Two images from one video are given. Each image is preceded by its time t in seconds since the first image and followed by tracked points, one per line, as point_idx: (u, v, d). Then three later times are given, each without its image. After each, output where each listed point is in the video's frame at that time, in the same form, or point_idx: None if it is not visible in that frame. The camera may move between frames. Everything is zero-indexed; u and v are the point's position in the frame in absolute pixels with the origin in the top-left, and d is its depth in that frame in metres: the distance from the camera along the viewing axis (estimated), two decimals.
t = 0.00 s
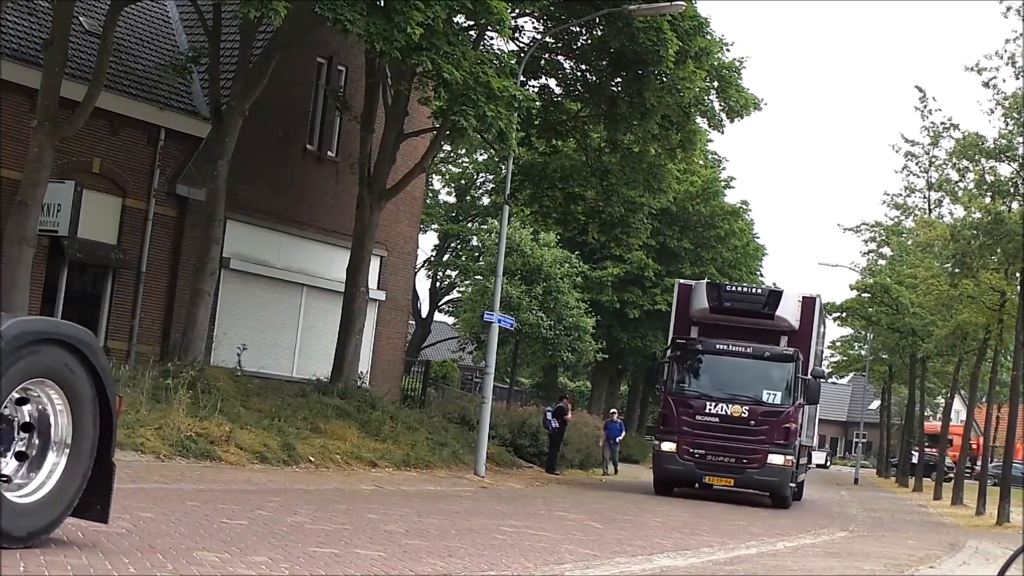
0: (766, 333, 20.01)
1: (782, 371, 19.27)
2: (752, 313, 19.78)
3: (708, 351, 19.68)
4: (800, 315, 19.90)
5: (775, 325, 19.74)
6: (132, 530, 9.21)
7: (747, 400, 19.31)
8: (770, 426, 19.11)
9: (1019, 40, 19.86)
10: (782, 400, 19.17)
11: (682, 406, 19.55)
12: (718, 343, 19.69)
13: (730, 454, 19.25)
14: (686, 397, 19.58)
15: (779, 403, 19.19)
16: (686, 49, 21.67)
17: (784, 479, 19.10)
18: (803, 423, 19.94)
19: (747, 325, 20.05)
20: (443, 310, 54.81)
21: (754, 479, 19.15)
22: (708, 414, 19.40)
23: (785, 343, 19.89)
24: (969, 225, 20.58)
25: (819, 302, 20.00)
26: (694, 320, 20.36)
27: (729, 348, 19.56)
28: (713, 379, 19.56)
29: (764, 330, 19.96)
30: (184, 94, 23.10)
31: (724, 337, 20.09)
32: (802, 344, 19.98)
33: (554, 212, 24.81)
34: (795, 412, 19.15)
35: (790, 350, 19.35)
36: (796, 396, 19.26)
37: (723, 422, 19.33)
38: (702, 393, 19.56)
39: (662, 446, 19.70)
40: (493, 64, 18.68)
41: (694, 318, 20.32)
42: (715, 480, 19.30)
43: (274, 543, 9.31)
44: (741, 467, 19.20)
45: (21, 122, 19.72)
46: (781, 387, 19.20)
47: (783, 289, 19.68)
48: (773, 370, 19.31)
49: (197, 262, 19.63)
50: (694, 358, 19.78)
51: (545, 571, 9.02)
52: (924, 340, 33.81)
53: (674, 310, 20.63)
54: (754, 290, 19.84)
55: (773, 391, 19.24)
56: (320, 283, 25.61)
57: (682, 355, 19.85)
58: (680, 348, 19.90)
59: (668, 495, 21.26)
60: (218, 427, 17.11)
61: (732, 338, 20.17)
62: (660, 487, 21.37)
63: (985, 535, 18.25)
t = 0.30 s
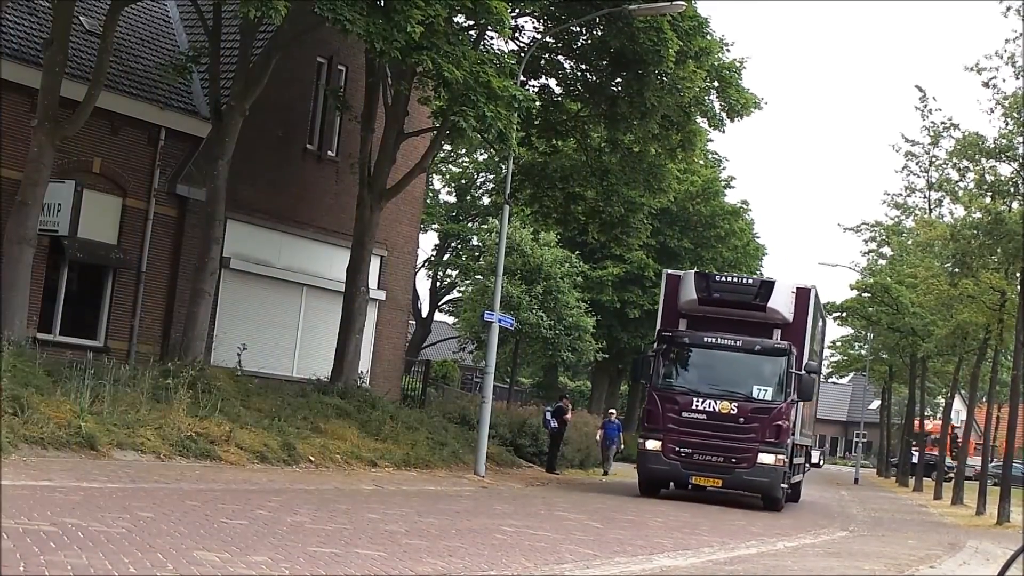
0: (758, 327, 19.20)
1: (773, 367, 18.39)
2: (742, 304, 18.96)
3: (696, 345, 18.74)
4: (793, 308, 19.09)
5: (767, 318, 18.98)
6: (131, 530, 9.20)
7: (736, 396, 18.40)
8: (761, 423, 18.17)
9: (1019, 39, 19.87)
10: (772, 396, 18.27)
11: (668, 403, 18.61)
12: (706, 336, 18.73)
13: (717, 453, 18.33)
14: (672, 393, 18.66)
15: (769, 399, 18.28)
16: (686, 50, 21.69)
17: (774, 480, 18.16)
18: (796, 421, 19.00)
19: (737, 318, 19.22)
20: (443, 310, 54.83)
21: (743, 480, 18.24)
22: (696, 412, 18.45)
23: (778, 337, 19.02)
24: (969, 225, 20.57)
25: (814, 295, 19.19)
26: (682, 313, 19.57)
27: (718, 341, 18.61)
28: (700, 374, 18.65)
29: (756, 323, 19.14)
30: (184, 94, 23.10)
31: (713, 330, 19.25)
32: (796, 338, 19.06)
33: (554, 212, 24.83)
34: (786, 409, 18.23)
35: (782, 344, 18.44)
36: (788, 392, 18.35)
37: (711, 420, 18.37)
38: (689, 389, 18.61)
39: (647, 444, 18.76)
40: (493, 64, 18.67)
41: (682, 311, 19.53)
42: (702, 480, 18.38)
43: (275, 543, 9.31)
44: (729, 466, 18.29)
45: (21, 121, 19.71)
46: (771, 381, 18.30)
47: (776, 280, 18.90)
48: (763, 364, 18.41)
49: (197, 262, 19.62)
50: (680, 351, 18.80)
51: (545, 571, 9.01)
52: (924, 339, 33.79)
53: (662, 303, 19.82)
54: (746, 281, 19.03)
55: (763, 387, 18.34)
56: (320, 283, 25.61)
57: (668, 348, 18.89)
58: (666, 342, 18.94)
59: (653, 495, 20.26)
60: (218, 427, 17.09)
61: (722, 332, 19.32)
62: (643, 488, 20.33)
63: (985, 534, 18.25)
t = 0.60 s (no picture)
0: (746, 319, 18.51)
1: (761, 361, 17.55)
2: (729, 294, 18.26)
3: (680, 338, 17.95)
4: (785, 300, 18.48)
5: (756, 309, 18.30)
6: (131, 530, 9.20)
7: (721, 392, 17.56)
8: (748, 421, 17.33)
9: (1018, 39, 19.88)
10: (761, 392, 17.42)
11: (650, 400, 17.79)
12: (690, 329, 17.92)
13: (702, 454, 17.51)
14: (655, 389, 17.83)
15: (757, 396, 17.42)
16: (686, 50, 21.74)
17: (761, 482, 17.33)
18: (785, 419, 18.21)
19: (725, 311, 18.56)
20: (443, 311, 54.84)
21: (728, 482, 17.42)
22: (679, 410, 17.61)
23: (768, 330, 18.38)
24: (969, 225, 20.57)
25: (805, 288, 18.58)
26: (667, 305, 18.90)
27: (703, 335, 17.82)
28: (684, 369, 17.82)
29: (745, 316, 18.47)
30: (184, 94, 23.09)
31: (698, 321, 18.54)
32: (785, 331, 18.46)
33: (554, 212, 24.87)
34: (776, 407, 17.40)
35: (772, 337, 17.66)
36: (778, 388, 17.51)
37: (695, 417, 17.54)
38: (673, 385, 17.77)
39: (628, 444, 17.91)
40: (493, 64, 18.66)
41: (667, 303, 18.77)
42: (685, 482, 17.56)
43: (274, 543, 9.30)
44: (714, 467, 17.45)
45: (21, 121, 19.71)
46: (760, 377, 17.46)
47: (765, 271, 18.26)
48: (751, 358, 17.57)
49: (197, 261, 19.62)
50: (662, 345, 18.00)
51: (545, 571, 9.02)
52: (924, 339, 33.78)
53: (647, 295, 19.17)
54: (733, 272, 18.35)
55: (751, 383, 17.51)
56: (321, 283, 25.61)
57: (651, 342, 18.10)
58: (649, 335, 18.17)
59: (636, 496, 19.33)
60: (218, 427, 17.09)
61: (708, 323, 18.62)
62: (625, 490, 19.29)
63: (985, 534, 18.25)
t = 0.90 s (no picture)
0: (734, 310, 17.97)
1: (745, 354, 17.07)
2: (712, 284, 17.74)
3: (660, 330, 17.43)
4: (773, 289, 18.03)
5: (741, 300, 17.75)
6: (131, 530, 9.21)
7: (703, 386, 17.10)
8: (730, 418, 16.90)
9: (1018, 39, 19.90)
10: (745, 387, 16.97)
11: (628, 396, 17.38)
12: (671, 321, 17.40)
13: (683, 453, 17.10)
14: (633, 384, 17.40)
15: (742, 391, 16.97)
16: (686, 50, 21.77)
17: (746, 482, 16.89)
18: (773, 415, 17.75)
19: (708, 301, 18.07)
20: (443, 311, 54.86)
21: (711, 482, 17.00)
22: (658, 407, 17.20)
23: (756, 321, 17.86)
24: (970, 225, 20.58)
25: (794, 277, 18.09)
26: (648, 296, 18.38)
27: (684, 327, 17.30)
28: (665, 363, 17.34)
29: (730, 307, 17.94)
30: (184, 94, 23.08)
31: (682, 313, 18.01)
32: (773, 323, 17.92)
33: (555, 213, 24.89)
34: (760, 403, 16.97)
35: (756, 329, 17.13)
36: (763, 382, 17.05)
37: (674, 415, 17.11)
38: (653, 380, 17.31)
39: (605, 443, 17.52)
40: (494, 64, 18.65)
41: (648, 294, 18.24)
42: (666, 482, 17.15)
43: (274, 543, 9.30)
44: (696, 467, 17.04)
45: (21, 122, 19.71)
46: (744, 371, 16.99)
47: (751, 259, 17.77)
48: (734, 351, 17.10)
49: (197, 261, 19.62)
50: (642, 339, 17.51)
51: (545, 571, 9.03)
52: (924, 339, 33.77)
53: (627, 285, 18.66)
54: (716, 260, 17.83)
55: (734, 378, 17.04)
56: (321, 283, 25.62)
57: (630, 335, 17.60)
58: (628, 327, 17.66)
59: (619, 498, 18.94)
60: (217, 427, 17.10)
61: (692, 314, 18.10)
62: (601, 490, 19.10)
63: (985, 534, 18.25)
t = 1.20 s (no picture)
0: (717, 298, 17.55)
1: (727, 344, 16.50)
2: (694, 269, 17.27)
3: (637, 318, 16.85)
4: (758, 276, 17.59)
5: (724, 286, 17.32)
6: (131, 531, 9.21)
7: (682, 376, 16.50)
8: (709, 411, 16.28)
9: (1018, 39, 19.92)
10: (726, 378, 16.38)
11: (602, 388, 16.77)
12: (648, 308, 16.82)
13: (659, 447, 16.50)
14: (608, 375, 16.80)
15: (723, 381, 16.38)
16: (687, 51, 21.83)
17: (727, 479, 16.27)
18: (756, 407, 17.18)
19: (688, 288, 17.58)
20: (443, 312, 54.88)
21: (690, 479, 16.37)
22: (633, 399, 16.59)
23: (740, 309, 17.47)
24: (970, 225, 20.61)
25: (780, 263, 17.60)
26: (627, 284, 17.84)
27: (662, 314, 16.74)
28: (642, 352, 16.74)
29: (712, 294, 17.49)
30: (184, 95, 23.08)
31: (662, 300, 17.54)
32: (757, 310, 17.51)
33: (555, 214, 24.93)
34: (742, 394, 16.37)
35: (738, 317, 16.60)
36: (745, 373, 16.48)
37: (650, 408, 16.51)
38: (630, 369, 16.71)
39: (578, 437, 16.90)
40: (494, 64, 18.67)
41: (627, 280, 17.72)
42: (642, 479, 16.51)
43: (274, 543, 9.32)
44: (674, 463, 16.42)
45: (21, 123, 19.71)
46: (725, 361, 16.41)
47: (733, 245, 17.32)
48: (714, 341, 16.52)
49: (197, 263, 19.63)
50: (618, 327, 16.92)
51: (545, 571, 9.05)
52: (924, 340, 33.79)
53: (605, 273, 18.11)
54: (697, 245, 17.38)
55: (715, 368, 16.46)
56: (321, 283, 25.63)
57: (605, 323, 17.01)
58: (603, 315, 17.05)
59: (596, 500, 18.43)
60: (218, 428, 17.12)
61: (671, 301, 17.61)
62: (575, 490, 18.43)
63: (985, 535, 18.26)
